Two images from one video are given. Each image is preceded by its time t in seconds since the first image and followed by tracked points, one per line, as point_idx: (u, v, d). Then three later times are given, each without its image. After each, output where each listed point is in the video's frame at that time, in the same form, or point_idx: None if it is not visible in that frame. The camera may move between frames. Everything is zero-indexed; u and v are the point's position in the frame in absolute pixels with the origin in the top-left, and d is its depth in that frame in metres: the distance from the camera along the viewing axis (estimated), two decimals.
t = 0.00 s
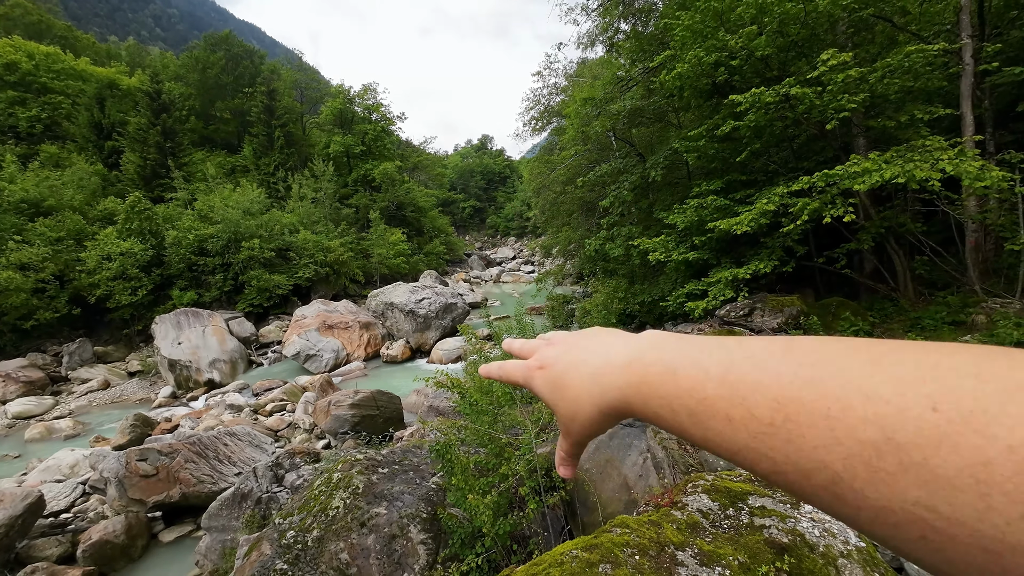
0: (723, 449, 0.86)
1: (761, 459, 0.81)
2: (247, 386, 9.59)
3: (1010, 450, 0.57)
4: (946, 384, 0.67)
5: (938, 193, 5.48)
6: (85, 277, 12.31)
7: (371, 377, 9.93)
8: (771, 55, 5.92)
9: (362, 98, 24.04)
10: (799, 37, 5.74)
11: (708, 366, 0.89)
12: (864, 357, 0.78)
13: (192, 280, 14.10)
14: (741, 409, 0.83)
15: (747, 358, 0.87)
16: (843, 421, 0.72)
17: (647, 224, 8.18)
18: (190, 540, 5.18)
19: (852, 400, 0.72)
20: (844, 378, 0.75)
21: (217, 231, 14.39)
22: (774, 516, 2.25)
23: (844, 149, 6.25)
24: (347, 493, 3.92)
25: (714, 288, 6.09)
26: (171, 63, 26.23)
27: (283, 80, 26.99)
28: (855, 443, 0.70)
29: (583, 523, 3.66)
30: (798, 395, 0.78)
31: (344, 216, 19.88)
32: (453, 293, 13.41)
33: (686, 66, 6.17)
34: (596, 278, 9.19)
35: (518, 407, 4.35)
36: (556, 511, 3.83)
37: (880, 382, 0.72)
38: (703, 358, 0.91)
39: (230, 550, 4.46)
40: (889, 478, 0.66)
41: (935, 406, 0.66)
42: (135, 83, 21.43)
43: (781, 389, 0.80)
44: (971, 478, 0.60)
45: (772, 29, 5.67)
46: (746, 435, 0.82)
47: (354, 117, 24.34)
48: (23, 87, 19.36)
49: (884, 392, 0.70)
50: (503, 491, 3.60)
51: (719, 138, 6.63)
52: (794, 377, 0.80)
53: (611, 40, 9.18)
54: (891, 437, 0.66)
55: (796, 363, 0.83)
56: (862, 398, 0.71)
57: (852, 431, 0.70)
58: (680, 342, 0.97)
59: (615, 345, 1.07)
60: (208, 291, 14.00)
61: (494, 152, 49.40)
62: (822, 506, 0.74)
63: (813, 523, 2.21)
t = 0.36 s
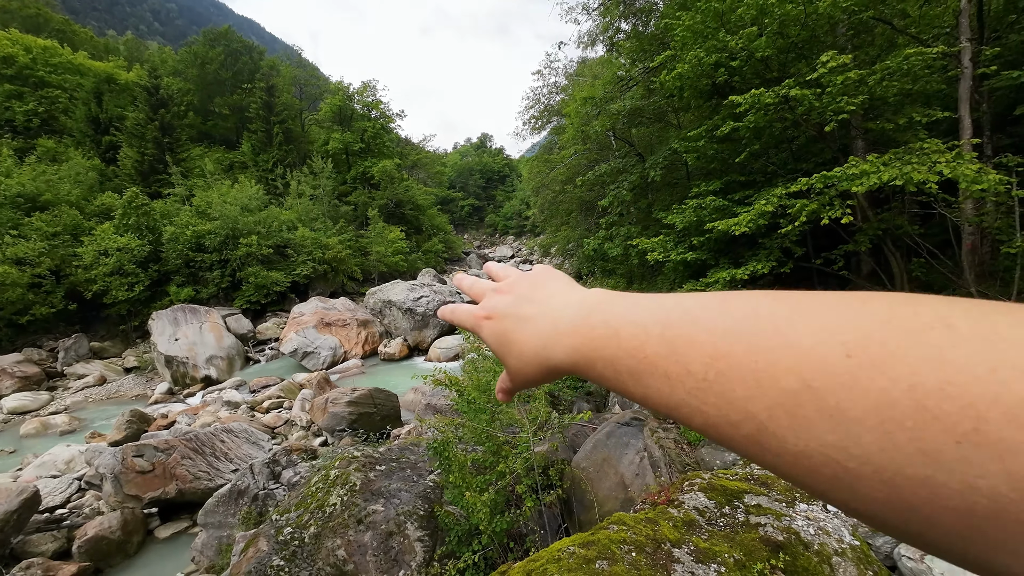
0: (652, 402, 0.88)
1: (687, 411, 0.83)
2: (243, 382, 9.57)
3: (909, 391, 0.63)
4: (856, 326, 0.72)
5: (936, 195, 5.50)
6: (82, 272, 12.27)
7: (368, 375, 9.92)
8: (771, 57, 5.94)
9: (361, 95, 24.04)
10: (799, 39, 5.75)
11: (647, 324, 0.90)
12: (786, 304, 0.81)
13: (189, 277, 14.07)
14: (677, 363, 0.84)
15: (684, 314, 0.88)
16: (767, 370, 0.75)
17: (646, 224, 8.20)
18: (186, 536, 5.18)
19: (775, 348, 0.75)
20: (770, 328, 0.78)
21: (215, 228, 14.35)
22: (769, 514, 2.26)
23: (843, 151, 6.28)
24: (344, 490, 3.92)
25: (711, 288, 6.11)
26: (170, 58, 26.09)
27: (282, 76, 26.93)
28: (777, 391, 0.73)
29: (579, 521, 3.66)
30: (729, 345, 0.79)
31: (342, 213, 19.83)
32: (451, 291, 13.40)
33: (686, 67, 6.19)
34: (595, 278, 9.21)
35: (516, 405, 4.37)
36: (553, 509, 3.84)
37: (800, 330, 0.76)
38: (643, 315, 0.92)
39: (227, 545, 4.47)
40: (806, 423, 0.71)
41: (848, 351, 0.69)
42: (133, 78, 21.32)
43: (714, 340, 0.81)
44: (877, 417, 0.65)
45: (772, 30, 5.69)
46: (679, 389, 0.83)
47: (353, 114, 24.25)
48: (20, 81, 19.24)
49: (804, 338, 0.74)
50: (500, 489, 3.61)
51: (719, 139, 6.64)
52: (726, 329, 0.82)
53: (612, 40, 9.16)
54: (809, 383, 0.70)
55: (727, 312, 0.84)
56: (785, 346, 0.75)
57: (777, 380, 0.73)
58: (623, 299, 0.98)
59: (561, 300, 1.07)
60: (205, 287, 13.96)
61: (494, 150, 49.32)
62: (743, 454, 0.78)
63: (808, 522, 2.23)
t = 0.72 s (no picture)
0: (651, 417, 0.83)
1: (689, 428, 0.79)
2: (237, 379, 9.52)
3: (922, 414, 0.58)
4: (864, 341, 0.66)
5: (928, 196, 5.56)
6: (72, 268, 12.14)
7: (363, 372, 9.90)
8: (766, 56, 5.96)
9: (356, 91, 23.85)
10: (794, 39, 5.77)
11: (641, 337, 0.84)
12: (787, 317, 0.76)
13: (182, 273, 13.96)
14: (674, 380, 0.79)
15: (679, 325, 0.83)
16: (768, 387, 0.70)
17: (641, 222, 8.21)
18: (178, 535, 5.15)
19: (773, 366, 0.71)
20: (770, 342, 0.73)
21: (208, 224, 14.23)
22: (762, 514, 2.28)
23: (837, 151, 6.32)
24: (337, 489, 3.91)
25: (706, 287, 6.13)
26: (162, 52, 25.80)
27: (277, 71, 26.71)
28: (778, 409, 0.69)
29: (573, 520, 3.68)
30: (727, 364, 0.75)
31: (337, 210, 19.75)
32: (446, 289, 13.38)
33: (682, 65, 6.19)
34: (590, 276, 9.23)
35: (511, 403, 4.37)
36: (547, 508, 3.85)
37: (804, 345, 0.71)
38: (637, 327, 0.86)
39: (219, 544, 4.45)
40: (810, 443, 0.66)
41: (854, 369, 0.65)
42: (125, 71, 21.08)
43: (710, 359, 0.76)
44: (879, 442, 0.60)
45: (768, 30, 5.70)
46: (676, 405, 0.79)
47: (348, 110, 24.10)
48: (9, 74, 18.96)
49: (807, 354, 0.69)
50: (494, 487, 3.60)
51: (714, 138, 6.65)
52: (727, 346, 0.76)
53: (608, 38, 9.17)
54: (809, 402, 0.66)
55: (723, 325, 0.79)
56: (786, 365, 0.70)
57: (779, 398, 0.69)
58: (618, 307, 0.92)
59: (562, 306, 1.00)
60: (198, 284, 13.86)
61: (489, 147, 49.22)
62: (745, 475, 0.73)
63: (800, 522, 2.24)
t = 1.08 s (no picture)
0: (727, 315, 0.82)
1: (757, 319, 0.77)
2: (226, 377, 9.42)
3: (967, 292, 0.53)
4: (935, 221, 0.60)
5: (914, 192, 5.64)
6: (56, 264, 11.91)
7: (355, 369, 9.85)
8: (758, 53, 5.97)
9: (347, 84, 23.48)
10: (785, 36, 5.80)
11: (735, 242, 0.79)
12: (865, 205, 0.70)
13: (169, 269, 13.77)
14: (759, 283, 0.75)
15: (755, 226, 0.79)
16: (827, 277, 0.67)
17: (633, 219, 8.22)
18: (166, 534, 5.10)
19: (848, 259, 0.66)
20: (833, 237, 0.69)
21: (196, 219, 14.02)
22: (753, 511, 2.30)
23: (827, 147, 6.38)
24: (328, 487, 3.88)
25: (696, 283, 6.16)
26: (147, 43, 25.29)
27: (265, 64, 26.27)
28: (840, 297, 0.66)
29: (565, 516, 3.67)
30: (807, 261, 0.70)
31: (328, 205, 19.57)
32: (438, 285, 13.33)
33: (675, 61, 6.16)
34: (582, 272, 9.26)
35: (502, 399, 4.37)
36: (538, 504, 3.85)
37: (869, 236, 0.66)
38: (733, 233, 0.81)
39: (209, 543, 4.41)
40: (868, 329, 0.63)
41: (916, 255, 0.60)
42: (108, 63, 20.63)
43: (795, 257, 0.71)
44: (937, 322, 0.57)
45: (759, 26, 5.70)
46: (760, 309, 0.76)
47: (338, 105, 23.80)
48: None
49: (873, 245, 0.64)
50: (486, 484, 3.59)
51: (706, 134, 6.66)
52: (805, 243, 0.72)
53: (600, 33, 9.13)
54: (872, 291, 0.63)
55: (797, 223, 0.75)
56: (856, 257, 0.65)
57: (836, 286, 0.66)
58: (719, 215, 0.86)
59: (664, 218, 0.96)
60: (186, 280, 13.69)
61: (482, 142, 48.99)
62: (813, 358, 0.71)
63: (791, 518, 2.27)
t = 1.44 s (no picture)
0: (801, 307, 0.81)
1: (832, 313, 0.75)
2: (217, 376, 9.33)
3: None
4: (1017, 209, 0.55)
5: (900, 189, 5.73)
6: (40, 262, 11.70)
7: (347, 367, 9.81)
8: (748, 50, 6.01)
9: (337, 80, 23.23)
10: (775, 33, 5.84)
11: (787, 233, 0.78)
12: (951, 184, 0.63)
13: (157, 267, 13.60)
14: (817, 275, 0.75)
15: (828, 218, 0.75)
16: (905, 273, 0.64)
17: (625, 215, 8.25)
18: (155, 534, 5.06)
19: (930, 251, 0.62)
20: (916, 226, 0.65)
21: (184, 216, 13.83)
22: (742, 505, 2.32)
23: (815, 145, 6.44)
24: (319, 486, 3.87)
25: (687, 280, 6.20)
26: (133, 36, 24.85)
27: (254, 58, 25.92)
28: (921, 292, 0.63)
29: (557, 512, 3.68)
30: (879, 250, 0.68)
31: (319, 202, 19.40)
32: (430, 282, 13.29)
33: (666, 58, 6.16)
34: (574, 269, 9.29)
35: (494, 396, 4.38)
36: (530, 500, 3.86)
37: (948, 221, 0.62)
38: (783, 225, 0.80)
39: (199, 543, 4.37)
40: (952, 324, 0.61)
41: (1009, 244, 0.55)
42: (93, 56, 20.27)
43: (862, 248, 0.70)
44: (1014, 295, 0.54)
45: (750, 23, 5.73)
46: (826, 298, 0.74)
47: (329, 100, 23.55)
48: None
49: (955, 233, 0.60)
50: (478, 481, 3.60)
51: (697, 131, 6.69)
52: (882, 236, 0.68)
53: (592, 29, 9.11)
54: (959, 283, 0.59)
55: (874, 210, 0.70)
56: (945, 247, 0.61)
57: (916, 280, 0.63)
58: (767, 202, 0.83)
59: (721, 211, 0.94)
60: (174, 278, 13.53)
61: (474, 139, 48.82)
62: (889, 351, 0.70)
63: (778, 512, 2.30)
